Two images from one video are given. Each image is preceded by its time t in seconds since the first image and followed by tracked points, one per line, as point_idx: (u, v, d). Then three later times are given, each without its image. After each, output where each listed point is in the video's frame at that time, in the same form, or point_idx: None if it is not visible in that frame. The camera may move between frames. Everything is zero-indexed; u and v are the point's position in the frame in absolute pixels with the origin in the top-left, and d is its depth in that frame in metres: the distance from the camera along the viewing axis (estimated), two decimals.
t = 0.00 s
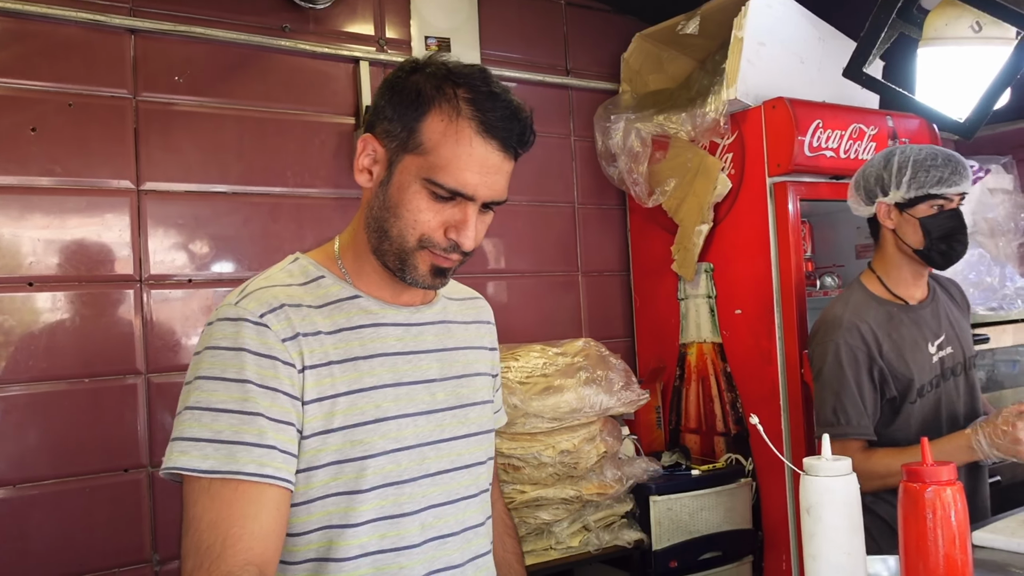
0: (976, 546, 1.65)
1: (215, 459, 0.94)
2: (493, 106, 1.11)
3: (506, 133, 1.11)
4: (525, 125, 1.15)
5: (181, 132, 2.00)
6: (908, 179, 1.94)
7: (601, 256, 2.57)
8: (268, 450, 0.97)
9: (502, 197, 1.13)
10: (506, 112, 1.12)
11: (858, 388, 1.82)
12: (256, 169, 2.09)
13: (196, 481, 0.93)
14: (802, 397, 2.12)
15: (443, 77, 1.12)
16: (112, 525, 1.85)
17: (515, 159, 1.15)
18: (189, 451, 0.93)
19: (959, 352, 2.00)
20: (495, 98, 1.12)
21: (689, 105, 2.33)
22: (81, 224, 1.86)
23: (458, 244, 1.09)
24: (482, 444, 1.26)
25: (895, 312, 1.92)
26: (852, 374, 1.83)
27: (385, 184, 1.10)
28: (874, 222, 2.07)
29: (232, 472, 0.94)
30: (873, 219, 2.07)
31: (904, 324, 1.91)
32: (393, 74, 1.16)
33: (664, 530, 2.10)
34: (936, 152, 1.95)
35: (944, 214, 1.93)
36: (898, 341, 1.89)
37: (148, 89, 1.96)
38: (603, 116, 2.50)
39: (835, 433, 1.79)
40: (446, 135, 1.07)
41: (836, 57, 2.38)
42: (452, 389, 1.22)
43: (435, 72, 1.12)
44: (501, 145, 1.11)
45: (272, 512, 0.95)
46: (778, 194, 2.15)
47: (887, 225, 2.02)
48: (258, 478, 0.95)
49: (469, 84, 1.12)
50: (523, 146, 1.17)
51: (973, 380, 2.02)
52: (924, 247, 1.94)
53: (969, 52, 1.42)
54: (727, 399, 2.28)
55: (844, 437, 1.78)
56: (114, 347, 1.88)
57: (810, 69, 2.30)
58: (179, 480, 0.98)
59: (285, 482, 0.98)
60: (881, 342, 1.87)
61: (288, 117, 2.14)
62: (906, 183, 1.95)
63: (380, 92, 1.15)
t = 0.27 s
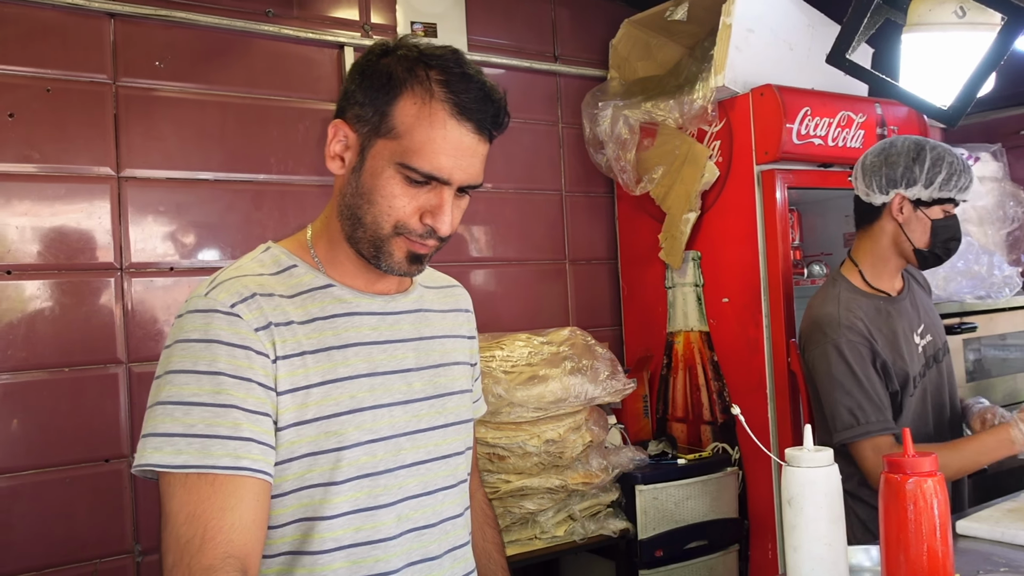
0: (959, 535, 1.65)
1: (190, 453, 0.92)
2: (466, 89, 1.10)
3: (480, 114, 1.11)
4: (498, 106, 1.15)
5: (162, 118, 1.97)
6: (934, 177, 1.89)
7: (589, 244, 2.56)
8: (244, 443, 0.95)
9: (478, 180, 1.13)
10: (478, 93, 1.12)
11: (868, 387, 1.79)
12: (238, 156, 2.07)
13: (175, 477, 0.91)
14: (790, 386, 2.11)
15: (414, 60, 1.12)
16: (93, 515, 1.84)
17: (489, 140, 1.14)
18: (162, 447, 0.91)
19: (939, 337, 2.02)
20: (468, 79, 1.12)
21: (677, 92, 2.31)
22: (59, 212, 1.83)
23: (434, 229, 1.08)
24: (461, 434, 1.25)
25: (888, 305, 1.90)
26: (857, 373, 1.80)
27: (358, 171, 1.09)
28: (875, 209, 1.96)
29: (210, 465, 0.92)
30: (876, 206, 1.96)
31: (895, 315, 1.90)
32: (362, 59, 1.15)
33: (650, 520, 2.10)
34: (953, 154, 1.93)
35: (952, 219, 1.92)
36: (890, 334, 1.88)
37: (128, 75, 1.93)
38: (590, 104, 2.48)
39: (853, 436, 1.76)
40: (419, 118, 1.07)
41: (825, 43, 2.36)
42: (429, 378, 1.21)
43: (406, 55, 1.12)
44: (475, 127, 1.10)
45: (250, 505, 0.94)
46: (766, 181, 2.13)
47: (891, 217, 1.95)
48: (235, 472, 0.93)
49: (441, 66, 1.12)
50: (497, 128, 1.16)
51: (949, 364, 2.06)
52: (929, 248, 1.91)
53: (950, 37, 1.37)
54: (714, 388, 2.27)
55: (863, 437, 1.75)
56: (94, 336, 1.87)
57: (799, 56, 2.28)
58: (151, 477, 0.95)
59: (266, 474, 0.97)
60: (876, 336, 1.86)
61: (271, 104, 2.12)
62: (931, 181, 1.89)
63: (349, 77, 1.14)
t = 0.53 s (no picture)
0: (938, 527, 1.65)
1: (148, 449, 0.89)
2: (431, 64, 1.08)
3: (448, 89, 1.08)
4: (466, 81, 1.12)
5: (136, 106, 1.93)
6: (965, 176, 1.94)
7: (571, 234, 2.54)
8: (207, 437, 0.93)
9: (451, 156, 1.11)
10: (445, 68, 1.09)
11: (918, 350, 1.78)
12: (214, 145, 2.03)
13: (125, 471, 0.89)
14: (772, 378, 2.10)
15: (376, 40, 1.09)
16: (68, 509, 1.82)
17: (461, 115, 1.12)
18: (120, 442, 0.89)
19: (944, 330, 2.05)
20: (432, 55, 1.10)
21: (660, 82, 2.28)
22: (31, 201, 1.80)
23: (412, 210, 1.06)
24: (435, 425, 1.24)
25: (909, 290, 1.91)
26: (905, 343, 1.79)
27: (327, 157, 1.07)
28: (906, 198, 1.96)
29: (167, 462, 0.90)
30: (908, 196, 1.96)
31: (918, 299, 1.92)
32: (322, 43, 1.13)
33: (630, 511, 2.10)
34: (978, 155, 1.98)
35: (970, 219, 1.98)
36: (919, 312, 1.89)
37: (101, 62, 1.90)
38: (571, 93, 2.46)
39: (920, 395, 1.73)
40: (387, 96, 1.05)
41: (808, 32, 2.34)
42: (402, 370, 1.19)
43: (367, 35, 1.10)
44: (445, 103, 1.08)
45: (213, 500, 0.92)
46: (747, 171, 2.12)
47: (919, 210, 1.96)
48: (196, 467, 0.91)
49: (404, 44, 1.10)
50: (466, 103, 1.14)
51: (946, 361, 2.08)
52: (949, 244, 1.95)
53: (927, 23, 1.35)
54: (695, 378, 2.27)
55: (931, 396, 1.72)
56: (67, 328, 1.84)
57: (781, 45, 2.27)
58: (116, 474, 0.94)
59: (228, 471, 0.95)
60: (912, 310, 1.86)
61: (248, 92, 2.08)
62: (963, 180, 1.94)
63: (311, 62, 1.12)
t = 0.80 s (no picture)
0: (921, 525, 1.65)
1: (109, 452, 0.88)
2: (394, 38, 1.09)
3: (416, 63, 1.10)
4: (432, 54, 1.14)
5: (115, 101, 1.91)
6: (1001, 178, 2.05)
7: (558, 230, 2.53)
8: (170, 443, 0.92)
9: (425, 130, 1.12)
10: (408, 43, 1.11)
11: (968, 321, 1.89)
12: (195, 141, 2.01)
13: (95, 476, 0.89)
14: (757, 374, 2.10)
15: (337, 23, 1.10)
16: (47, 508, 1.80)
17: (430, 90, 1.14)
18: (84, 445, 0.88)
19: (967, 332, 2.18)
20: (393, 30, 1.10)
21: (645, 78, 2.26)
22: (7, 197, 1.78)
23: (395, 186, 1.07)
24: (413, 424, 1.22)
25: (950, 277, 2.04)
26: (957, 314, 1.90)
27: (300, 145, 1.07)
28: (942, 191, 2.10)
29: (135, 466, 0.89)
30: (944, 190, 2.10)
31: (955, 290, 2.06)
32: (279, 34, 1.13)
33: (615, 509, 2.09)
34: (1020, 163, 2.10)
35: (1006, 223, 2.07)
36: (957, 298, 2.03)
37: (79, 57, 1.87)
38: (557, 88, 2.44)
39: (984, 353, 1.82)
40: (355, 73, 1.06)
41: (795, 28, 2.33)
42: (379, 368, 1.18)
43: (326, 20, 1.10)
44: (414, 75, 1.09)
45: (177, 508, 0.91)
46: (732, 167, 2.11)
47: (954, 206, 2.08)
48: (158, 472, 0.90)
49: (365, 23, 1.10)
50: (433, 77, 1.15)
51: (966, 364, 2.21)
52: (979, 243, 2.06)
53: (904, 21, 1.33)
54: (681, 375, 2.26)
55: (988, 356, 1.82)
56: (45, 325, 1.82)
57: (767, 41, 2.26)
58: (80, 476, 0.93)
59: (193, 477, 0.93)
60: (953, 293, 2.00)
61: (229, 87, 2.06)
62: (1000, 181, 2.06)
63: (270, 54, 1.12)
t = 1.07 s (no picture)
0: (907, 525, 1.64)
1: (71, 454, 0.87)
2: (374, 46, 1.08)
3: (394, 73, 1.09)
4: (413, 64, 1.13)
5: (97, 100, 1.89)
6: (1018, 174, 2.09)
7: (546, 229, 2.52)
8: (136, 446, 0.90)
9: (399, 145, 1.11)
10: (388, 52, 1.10)
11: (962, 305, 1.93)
12: (178, 140, 1.99)
13: (56, 478, 0.87)
14: (745, 375, 2.09)
15: (318, 24, 1.09)
16: (28, 510, 1.78)
17: (408, 102, 1.12)
18: (46, 447, 0.87)
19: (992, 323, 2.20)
20: (376, 38, 1.10)
21: (631, 76, 2.26)
22: None
23: (359, 200, 1.06)
24: (390, 428, 1.23)
25: (963, 270, 2.10)
26: (949, 296, 1.94)
27: (269, 146, 1.06)
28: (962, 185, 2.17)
29: (98, 468, 0.87)
30: (965, 186, 2.17)
31: (965, 279, 2.10)
32: (260, 31, 1.12)
33: (602, 509, 2.09)
34: None
35: None
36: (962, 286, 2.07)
37: (60, 55, 1.85)
38: (544, 87, 2.43)
39: (965, 336, 1.86)
40: (329, 81, 1.05)
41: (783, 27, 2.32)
42: (355, 371, 1.19)
43: (309, 21, 1.10)
44: (391, 87, 1.08)
45: (136, 512, 0.90)
46: (720, 166, 2.11)
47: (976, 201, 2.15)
48: (122, 475, 0.89)
49: (347, 27, 1.10)
50: (414, 88, 1.14)
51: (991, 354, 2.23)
52: (1000, 239, 2.12)
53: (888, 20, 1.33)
54: (669, 374, 2.25)
55: (971, 339, 1.85)
56: (26, 326, 1.80)
57: (755, 40, 2.24)
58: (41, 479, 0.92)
59: (158, 483, 0.92)
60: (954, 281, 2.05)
61: (213, 86, 2.04)
62: (1016, 176, 2.09)
63: (249, 50, 1.11)
